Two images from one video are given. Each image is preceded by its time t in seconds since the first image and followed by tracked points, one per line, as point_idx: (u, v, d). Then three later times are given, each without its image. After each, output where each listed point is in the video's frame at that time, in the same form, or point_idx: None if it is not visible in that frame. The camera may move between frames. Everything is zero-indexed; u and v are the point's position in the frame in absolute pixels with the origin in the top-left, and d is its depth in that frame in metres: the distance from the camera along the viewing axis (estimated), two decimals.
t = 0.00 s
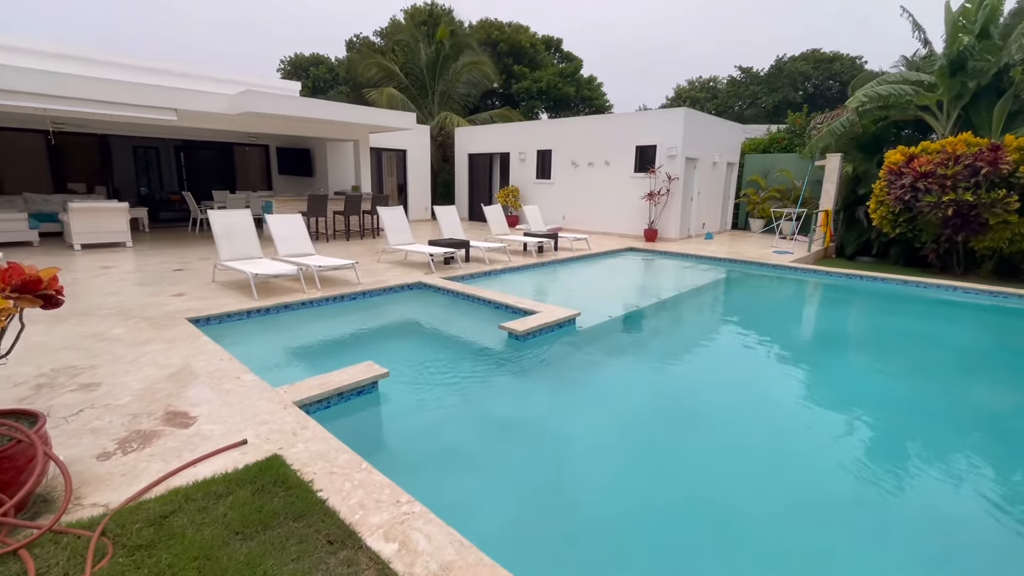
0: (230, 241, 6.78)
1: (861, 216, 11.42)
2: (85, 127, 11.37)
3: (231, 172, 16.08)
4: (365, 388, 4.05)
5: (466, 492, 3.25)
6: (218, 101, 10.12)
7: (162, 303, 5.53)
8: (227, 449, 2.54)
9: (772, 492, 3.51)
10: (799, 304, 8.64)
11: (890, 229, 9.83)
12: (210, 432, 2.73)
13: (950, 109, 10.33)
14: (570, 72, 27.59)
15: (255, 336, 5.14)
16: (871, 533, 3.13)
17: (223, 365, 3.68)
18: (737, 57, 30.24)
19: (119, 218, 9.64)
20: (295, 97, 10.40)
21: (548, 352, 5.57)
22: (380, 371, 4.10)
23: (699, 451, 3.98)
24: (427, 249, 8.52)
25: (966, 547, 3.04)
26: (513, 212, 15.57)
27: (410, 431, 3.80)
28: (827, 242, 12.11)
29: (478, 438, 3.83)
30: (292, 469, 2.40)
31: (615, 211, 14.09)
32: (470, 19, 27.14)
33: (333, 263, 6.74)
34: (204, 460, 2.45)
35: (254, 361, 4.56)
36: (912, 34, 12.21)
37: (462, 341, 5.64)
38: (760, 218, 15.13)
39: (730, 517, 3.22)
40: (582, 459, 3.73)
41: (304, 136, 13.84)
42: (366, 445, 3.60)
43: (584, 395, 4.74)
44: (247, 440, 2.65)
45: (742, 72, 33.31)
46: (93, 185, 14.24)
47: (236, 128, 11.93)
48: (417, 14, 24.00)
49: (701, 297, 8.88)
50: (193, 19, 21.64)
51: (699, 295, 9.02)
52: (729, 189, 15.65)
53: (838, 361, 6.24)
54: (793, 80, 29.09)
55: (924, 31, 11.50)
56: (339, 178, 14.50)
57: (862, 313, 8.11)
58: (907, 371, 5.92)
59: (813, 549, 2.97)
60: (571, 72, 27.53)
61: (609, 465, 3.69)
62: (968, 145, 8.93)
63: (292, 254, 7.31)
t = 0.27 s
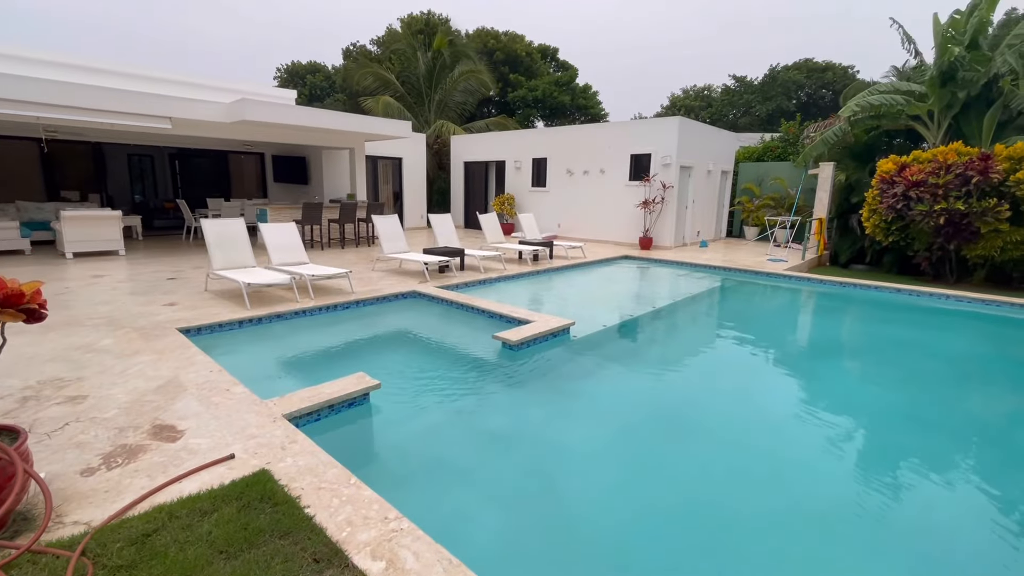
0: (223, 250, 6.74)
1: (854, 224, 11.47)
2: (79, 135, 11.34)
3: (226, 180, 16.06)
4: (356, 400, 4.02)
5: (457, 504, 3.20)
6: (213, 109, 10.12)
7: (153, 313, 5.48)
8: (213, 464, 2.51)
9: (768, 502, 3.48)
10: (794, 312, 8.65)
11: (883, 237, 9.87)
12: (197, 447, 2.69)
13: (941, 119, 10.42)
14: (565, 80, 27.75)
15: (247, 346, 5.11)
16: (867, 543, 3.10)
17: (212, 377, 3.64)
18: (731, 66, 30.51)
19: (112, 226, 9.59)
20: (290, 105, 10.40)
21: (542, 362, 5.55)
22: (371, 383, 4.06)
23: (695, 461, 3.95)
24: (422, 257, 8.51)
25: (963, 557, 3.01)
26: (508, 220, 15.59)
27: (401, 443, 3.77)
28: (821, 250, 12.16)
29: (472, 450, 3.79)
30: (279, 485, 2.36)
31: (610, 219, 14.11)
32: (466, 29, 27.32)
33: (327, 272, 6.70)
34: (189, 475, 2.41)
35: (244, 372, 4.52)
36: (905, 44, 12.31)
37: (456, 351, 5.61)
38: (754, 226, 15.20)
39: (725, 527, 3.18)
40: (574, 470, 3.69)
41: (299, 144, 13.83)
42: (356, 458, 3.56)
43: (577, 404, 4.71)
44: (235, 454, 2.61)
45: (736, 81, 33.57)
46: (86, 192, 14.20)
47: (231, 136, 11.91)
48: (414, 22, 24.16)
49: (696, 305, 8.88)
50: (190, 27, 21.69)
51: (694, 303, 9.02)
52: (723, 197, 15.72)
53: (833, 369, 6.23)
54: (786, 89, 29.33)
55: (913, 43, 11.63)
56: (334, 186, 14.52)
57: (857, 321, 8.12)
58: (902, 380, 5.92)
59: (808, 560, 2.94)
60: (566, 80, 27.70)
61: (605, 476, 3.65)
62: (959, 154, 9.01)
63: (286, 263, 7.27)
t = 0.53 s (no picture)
0: (212, 261, 6.71)
1: (843, 234, 11.59)
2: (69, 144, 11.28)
3: (218, 190, 16.01)
4: (344, 414, 3.99)
5: (445, 519, 3.16)
6: (204, 118, 10.09)
7: (140, 325, 5.43)
8: (196, 481, 2.47)
9: (758, 512, 3.47)
10: (784, 321, 8.69)
11: (870, 247, 9.97)
12: (180, 463, 2.65)
13: (926, 130, 10.59)
14: (558, 90, 27.98)
15: (235, 359, 5.07)
16: (858, 553, 3.10)
17: (198, 390, 3.61)
18: (721, 77, 30.86)
19: (101, 236, 9.52)
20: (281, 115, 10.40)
21: (532, 373, 5.54)
22: (359, 396, 4.04)
23: (686, 473, 3.93)
24: (413, 267, 8.50)
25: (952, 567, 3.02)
26: (501, 229, 15.61)
27: (389, 457, 3.73)
28: (811, 260, 12.27)
29: (462, 464, 3.75)
30: (262, 502, 2.33)
31: (602, 229, 14.16)
32: (459, 39, 27.51)
33: (317, 283, 6.67)
34: (171, 493, 2.37)
35: (231, 384, 4.48)
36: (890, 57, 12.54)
37: (446, 362, 5.60)
38: (745, 236, 15.32)
39: (715, 538, 3.17)
40: (564, 482, 3.67)
41: (292, 154, 13.82)
42: (343, 473, 3.52)
43: (567, 415, 4.69)
44: (218, 470, 2.58)
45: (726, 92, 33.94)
46: (76, 201, 14.13)
47: (222, 146, 11.88)
48: (407, 33, 24.31)
49: (687, 315, 8.91)
50: (182, 35, 21.70)
51: (685, 312, 9.06)
52: (714, 207, 15.84)
53: (822, 378, 6.26)
54: (776, 100, 29.70)
55: (897, 56, 11.84)
56: (326, 195, 14.50)
57: (847, 331, 8.16)
58: (893, 389, 5.94)
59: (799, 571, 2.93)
60: (559, 91, 27.94)
61: (595, 489, 3.62)
62: (943, 165, 9.15)
63: (276, 273, 7.23)
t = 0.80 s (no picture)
0: (200, 272, 6.66)
1: (829, 243, 11.72)
2: (56, 154, 11.20)
3: (207, 200, 15.94)
4: (330, 427, 3.97)
5: (432, 532, 3.14)
6: (193, 129, 10.07)
7: (125, 337, 5.37)
8: (177, 497, 2.44)
9: (745, 522, 3.48)
10: (772, 330, 8.76)
11: (856, 257, 10.09)
12: (161, 479, 2.62)
13: (907, 142, 10.78)
14: (549, 101, 28.21)
15: (221, 371, 5.02)
16: (843, 562, 3.11)
17: (182, 404, 3.57)
18: (709, 89, 31.27)
19: (87, 246, 9.42)
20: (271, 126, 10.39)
21: (520, 384, 5.53)
22: (345, 409, 4.02)
23: (674, 484, 3.92)
24: (403, 278, 8.48)
25: None
26: (491, 239, 15.64)
27: (376, 471, 3.71)
28: (798, 269, 12.39)
29: (451, 478, 3.73)
30: (244, 518, 2.31)
31: (592, 239, 14.23)
32: (451, 50, 27.70)
33: (306, 294, 6.64)
34: (151, 510, 2.34)
35: (217, 398, 4.43)
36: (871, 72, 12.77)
37: (434, 373, 5.58)
38: (733, 245, 15.46)
39: (702, 549, 3.17)
40: (552, 494, 3.66)
41: (282, 165, 13.80)
42: (329, 488, 3.49)
43: (555, 427, 4.69)
44: (200, 486, 2.55)
45: (715, 104, 34.36)
46: (62, 212, 14.01)
47: (211, 156, 11.83)
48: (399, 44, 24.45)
49: (676, 324, 8.95)
50: (173, 45, 21.67)
51: (675, 322, 9.11)
52: (703, 217, 15.98)
53: (809, 388, 6.31)
54: (763, 111, 30.08)
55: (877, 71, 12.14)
56: (317, 206, 14.47)
57: (834, 340, 8.23)
58: (879, 398, 5.99)
59: None
60: (550, 102, 28.18)
61: (583, 500, 3.62)
62: (924, 176, 9.31)
63: (264, 285, 7.19)
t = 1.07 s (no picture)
0: (187, 283, 6.62)
1: (815, 253, 11.89)
2: (42, 164, 11.10)
3: (196, 210, 15.85)
4: (318, 438, 3.95)
5: (420, 543, 3.13)
6: (182, 139, 10.04)
7: (110, 348, 5.33)
8: (162, 510, 2.43)
9: (733, 531, 3.51)
10: (760, 339, 8.85)
11: (840, 266, 10.24)
12: (146, 492, 2.60)
13: (888, 154, 11.00)
14: (540, 112, 28.45)
15: (208, 382, 4.99)
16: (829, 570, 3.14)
17: (169, 416, 3.54)
18: (698, 100, 31.71)
19: (73, 257, 9.34)
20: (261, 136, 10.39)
21: (510, 394, 5.54)
22: (333, 421, 4.01)
23: (663, 493, 3.94)
24: (393, 288, 8.48)
25: None
26: (482, 249, 15.67)
27: (365, 482, 3.69)
28: (785, 278, 12.55)
29: (440, 489, 3.72)
30: (230, 531, 2.29)
31: (582, 249, 14.31)
32: (442, 62, 27.90)
33: (294, 304, 6.62)
34: (135, 523, 2.32)
35: (204, 410, 4.40)
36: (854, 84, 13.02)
37: (424, 384, 5.58)
38: (722, 255, 15.63)
39: (690, 559, 3.19)
40: (541, 505, 3.66)
41: (272, 175, 13.78)
42: (316, 500, 3.47)
43: (545, 437, 4.70)
44: (185, 499, 2.54)
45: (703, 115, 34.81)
46: (47, 222, 13.87)
47: (201, 166, 11.79)
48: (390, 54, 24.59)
49: (666, 333, 9.01)
50: (163, 55, 21.63)
51: (664, 331, 9.17)
52: (691, 227, 16.15)
53: (797, 396, 6.37)
54: (750, 123, 30.48)
55: (856, 86, 12.47)
56: (307, 216, 14.45)
57: (821, 348, 8.32)
58: (865, 406, 6.06)
59: None
60: (540, 112, 28.42)
61: (572, 510, 3.62)
62: (905, 188, 9.49)
63: (253, 295, 7.16)
